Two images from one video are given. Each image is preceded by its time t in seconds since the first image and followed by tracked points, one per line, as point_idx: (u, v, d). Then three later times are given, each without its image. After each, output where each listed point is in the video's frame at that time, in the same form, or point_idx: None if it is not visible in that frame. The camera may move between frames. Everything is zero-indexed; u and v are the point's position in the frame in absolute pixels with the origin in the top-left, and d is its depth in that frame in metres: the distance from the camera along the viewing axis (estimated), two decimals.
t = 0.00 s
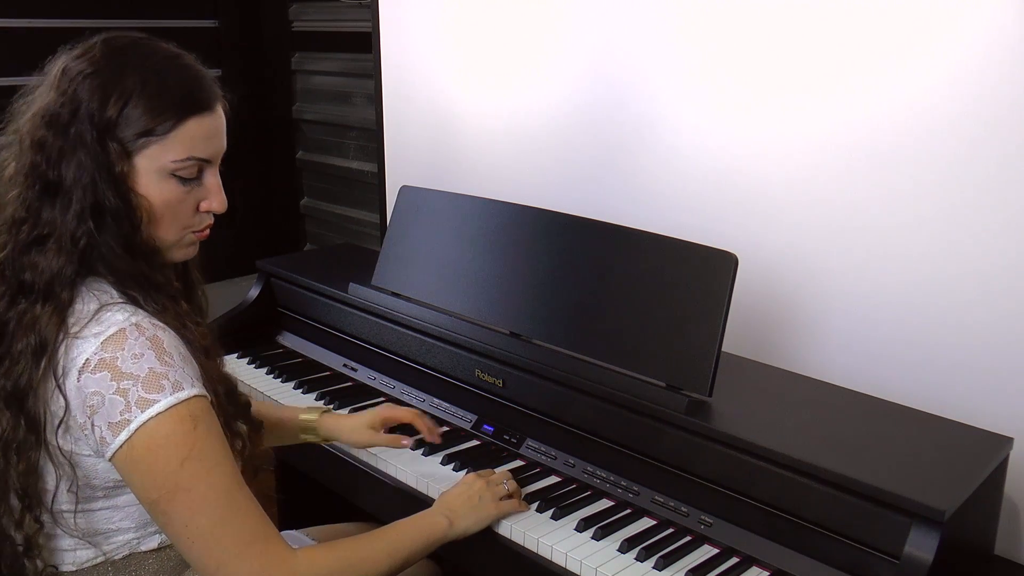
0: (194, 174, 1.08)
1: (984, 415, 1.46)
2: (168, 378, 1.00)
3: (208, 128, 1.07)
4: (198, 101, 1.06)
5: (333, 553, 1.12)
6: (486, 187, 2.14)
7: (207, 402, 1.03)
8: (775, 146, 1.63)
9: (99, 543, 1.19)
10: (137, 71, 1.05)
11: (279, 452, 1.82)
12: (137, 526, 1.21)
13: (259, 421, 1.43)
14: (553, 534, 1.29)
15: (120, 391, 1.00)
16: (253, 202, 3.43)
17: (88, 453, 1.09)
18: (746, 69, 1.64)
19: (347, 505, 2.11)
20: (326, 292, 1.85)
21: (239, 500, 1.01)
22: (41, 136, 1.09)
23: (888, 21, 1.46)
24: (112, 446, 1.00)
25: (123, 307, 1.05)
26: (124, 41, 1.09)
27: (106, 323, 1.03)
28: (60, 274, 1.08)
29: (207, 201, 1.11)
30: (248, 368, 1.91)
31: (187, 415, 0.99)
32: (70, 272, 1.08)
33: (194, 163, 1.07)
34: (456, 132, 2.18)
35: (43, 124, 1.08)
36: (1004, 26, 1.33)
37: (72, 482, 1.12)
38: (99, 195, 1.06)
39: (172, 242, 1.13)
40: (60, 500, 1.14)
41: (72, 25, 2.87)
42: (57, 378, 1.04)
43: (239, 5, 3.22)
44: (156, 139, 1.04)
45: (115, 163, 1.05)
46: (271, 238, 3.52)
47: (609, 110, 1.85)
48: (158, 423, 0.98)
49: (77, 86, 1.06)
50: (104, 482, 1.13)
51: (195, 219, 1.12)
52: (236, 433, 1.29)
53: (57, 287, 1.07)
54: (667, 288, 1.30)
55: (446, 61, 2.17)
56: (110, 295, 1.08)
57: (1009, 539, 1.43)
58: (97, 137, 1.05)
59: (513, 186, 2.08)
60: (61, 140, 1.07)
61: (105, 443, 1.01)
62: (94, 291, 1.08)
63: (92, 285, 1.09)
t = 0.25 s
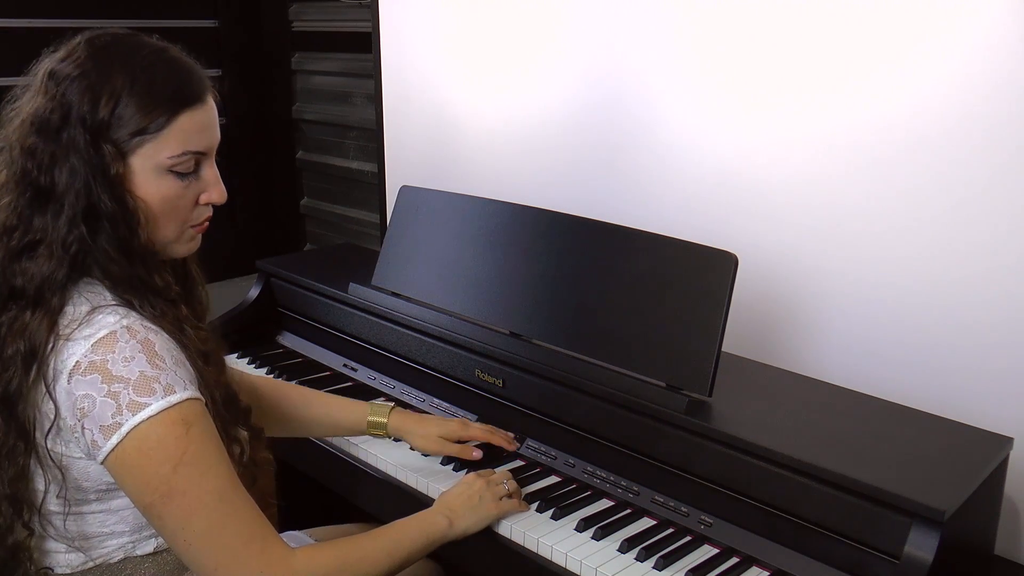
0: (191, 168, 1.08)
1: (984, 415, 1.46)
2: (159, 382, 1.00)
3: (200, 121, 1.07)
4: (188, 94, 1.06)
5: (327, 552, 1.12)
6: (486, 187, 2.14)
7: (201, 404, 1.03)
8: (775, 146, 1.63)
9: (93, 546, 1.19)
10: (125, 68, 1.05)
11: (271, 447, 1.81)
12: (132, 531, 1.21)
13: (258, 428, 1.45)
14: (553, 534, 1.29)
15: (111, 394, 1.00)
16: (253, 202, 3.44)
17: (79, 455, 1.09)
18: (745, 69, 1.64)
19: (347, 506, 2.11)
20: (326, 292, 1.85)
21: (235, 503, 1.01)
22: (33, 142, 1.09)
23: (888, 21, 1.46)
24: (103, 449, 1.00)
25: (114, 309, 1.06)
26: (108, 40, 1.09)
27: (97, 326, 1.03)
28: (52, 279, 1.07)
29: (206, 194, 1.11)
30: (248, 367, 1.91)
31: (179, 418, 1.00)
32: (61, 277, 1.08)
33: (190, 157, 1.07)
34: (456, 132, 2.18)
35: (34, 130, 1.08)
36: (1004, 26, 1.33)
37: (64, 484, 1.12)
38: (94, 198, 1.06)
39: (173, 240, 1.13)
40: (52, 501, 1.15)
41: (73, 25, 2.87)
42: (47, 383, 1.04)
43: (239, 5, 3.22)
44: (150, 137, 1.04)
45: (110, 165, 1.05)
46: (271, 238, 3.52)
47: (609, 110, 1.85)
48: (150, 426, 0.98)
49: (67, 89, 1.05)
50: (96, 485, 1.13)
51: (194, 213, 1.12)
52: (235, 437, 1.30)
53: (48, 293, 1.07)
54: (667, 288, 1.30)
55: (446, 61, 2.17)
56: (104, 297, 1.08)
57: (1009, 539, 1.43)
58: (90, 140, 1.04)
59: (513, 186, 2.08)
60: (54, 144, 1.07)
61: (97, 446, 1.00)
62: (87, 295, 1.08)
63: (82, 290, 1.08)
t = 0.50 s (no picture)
0: (197, 169, 1.09)
1: (984, 415, 1.46)
2: (162, 388, 1.00)
3: (205, 121, 1.08)
4: (192, 95, 1.06)
5: (328, 556, 1.12)
6: (485, 187, 2.14)
7: (203, 410, 1.03)
8: (775, 146, 1.63)
9: (94, 550, 1.19)
10: (128, 70, 1.05)
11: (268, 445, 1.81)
12: (133, 534, 1.21)
13: (258, 433, 1.46)
14: (553, 534, 1.29)
15: (113, 400, 1.00)
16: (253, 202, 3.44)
17: (80, 460, 1.09)
18: (745, 69, 1.64)
19: (347, 506, 2.11)
20: (326, 292, 1.85)
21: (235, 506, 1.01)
22: (36, 147, 1.09)
23: (888, 21, 1.46)
24: (105, 455, 1.00)
25: (116, 314, 1.05)
26: (108, 40, 1.08)
27: (99, 331, 1.03)
28: (57, 283, 1.08)
29: (213, 194, 1.11)
30: (248, 367, 1.92)
31: (181, 423, 1.00)
32: (66, 282, 1.08)
33: (196, 158, 1.07)
34: (456, 132, 2.18)
35: (38, 135, 1.08)
36: (1004, 27, 1.34)
37: (65, 489, 1.12)
38: (101, 202, 1.06)
39: (178, 239, 1.13)
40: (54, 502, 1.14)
41: (73, 25, 2.87)
42: (50, 392, 1.04)
43: (238, 5, 3.22)
44: (156, 139, 1.05)
45: (117, 168, 1.05)
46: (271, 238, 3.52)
47: (609, 111, 1.85)
48: (152, 432, 0.98)
49: (71, 92, 1.05)
50: (97, 489, 1.13)
51: (200, 212, 1.12)
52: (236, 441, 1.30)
53: (52, 298, 1.07)
54: (667, 288, 1.30)
55: (445, 62, 2.17)
56: (105, 301, 1.08)
57: (1008, 539, 1.43)
58: (97, 144, 1.05)
59: (513, 186, 2.08)
60: (58, 149, 1.07)
61: (98, 452, 1.00)
62: (89, 301, 1.08)
63: (87, 293, 1.09)
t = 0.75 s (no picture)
0: (191, 172, 1.09)
1: (984, 415, 1.46)
2: (156, 384, 1.00)
3: (201, 125, 1.08)
4: (188, 98, 1.07)
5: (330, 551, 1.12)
6: (486, 186, 2.14)
7: (200, 405, 1.03)
8: (776, 146, 1.63)
9: (92, 549, 1.19)
10: (124, 72, 1.05)
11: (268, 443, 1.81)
12: (131, 532, 1.21)
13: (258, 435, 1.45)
14: (553, 534, 1.29)
15: (108, 396, 1.00)
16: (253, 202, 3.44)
17: (75, 458, 1.09)
18: (746, 69, 1.64)
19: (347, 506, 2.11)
20: (326, 292, 1.85)
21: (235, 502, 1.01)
22: (31, 147, 1.09)
23: (888, 21, 1.46)
24: (101, 452, 1.00)
25: (111, 312, 1.06)
26: (105, 42, 1.08)
27: (94, 328, 1.04)
28: (51, 285, 1.08)
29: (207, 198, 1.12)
30: (248, 367, 1.92)
31: (177, 420, 1.00)
32: (60, 284, 1.08)
33: (191, 161, 1.08)
34: (456, 133, 2.18)
35: (32, 136, 1.08)
36: (1005, 27, 1.34)
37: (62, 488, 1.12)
38: (95, 203, 1.06)
39: (172, 243, 1.14)
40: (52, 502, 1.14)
41: (72, 25, 2.87)
42: (45, 393, 1.04)
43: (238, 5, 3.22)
44: (150, 142, 1.05)
45: (111, 170, 1.05)
46: (270, 238, 3.52)
47: (610, 111, 1.85)
48: (148, 427, 0.99)
49: (66, 93, 1.06)
50: (93, 488, 1.13)
51: (193, 215, 1.13)
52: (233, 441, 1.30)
53: (47, 300, 1.07)
54: (668, 288, 1.30)
55: (446, 61, 2.17)
56: (100, 299, 1.08)
57: (1008, 540, 1.43)
58: (90, 145, 1.05)
59: (513, 186, 2.08)
60: (53, 150, 1.07)
61: (94, 448, 1.01)
62: (85, 301, 1.07)
63: (81, 295, 1.08)
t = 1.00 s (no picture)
0: (180, 172, 1.08)
1: (984, 414, 1.46)
2: (149, 380, 1.00)
3: (190, 125, 1.07)
4: (177, 98, 1.06)
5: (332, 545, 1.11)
6: (485, 186, 2.14)
7: (193, 400, 1.03)
8: (775, 146, 1.63)
9: (87, 547, 1.20)
10: (113, 70, 1.05)
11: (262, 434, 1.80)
12: (127, 530, 1.21)
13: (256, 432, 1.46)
14: (553, 534, 1.29)
15: (100, 393, 1.00)
16: (253, 202, 3.44)
17: (70, 455, 1.09)
18: (745, 69, 1.64)
19: (347, 506, 2.11)
20: (327, 292, 1.85)
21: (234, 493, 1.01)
22: (21, 145, 1.09)
23: (887, 21, 1.46)
24: (96, 448, 1.00)
25: (104, 309, 1.06)
26: (99, 41, 1.08)
27: (88, 325, 1.04)
28: (42, 282, 1.07)
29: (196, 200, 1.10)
30: (248, 368, 1.92)
31: (171, 415, 1.00)
32: (50, 281, 1.07)
33: (180, 162, 1.07)
34: (456, 133, 2.18)
35: (22, 133, 1.08)
36: (1005, 27, 1.33)
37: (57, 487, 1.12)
38: (82, 200, 1.06)
39: (161, 245, 1.13)
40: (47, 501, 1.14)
41: (72, 25, 2.87)
42: (39, 390, 1.04)
43: (238, 5, 3.22)
44: (136, 140, 1.04)
45: (96, 167, 1.05)
46: (271, 238, 3.52)
47: (609, 110, 1.85)
48: (143, 423, 0.99)
49: (55, 90, 1.06)
50: (88, 485, 1.13)
51: (183, 218, 1.12)
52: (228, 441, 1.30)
53: (37, 297, 1.07)
54: (668, 288, 1.30)
55: (445, 61, 2.17)
56: (92, 297, 1.08)
57: (1009, 540, 1.43)
58: (77, 142, 1.05)
59: (513, 186, 2.08)
60: (41, 147, 1.07)
61: (89, 446, 1.00)
62: (77, 298, 1.07)
63: (68, 290, 1.08)
